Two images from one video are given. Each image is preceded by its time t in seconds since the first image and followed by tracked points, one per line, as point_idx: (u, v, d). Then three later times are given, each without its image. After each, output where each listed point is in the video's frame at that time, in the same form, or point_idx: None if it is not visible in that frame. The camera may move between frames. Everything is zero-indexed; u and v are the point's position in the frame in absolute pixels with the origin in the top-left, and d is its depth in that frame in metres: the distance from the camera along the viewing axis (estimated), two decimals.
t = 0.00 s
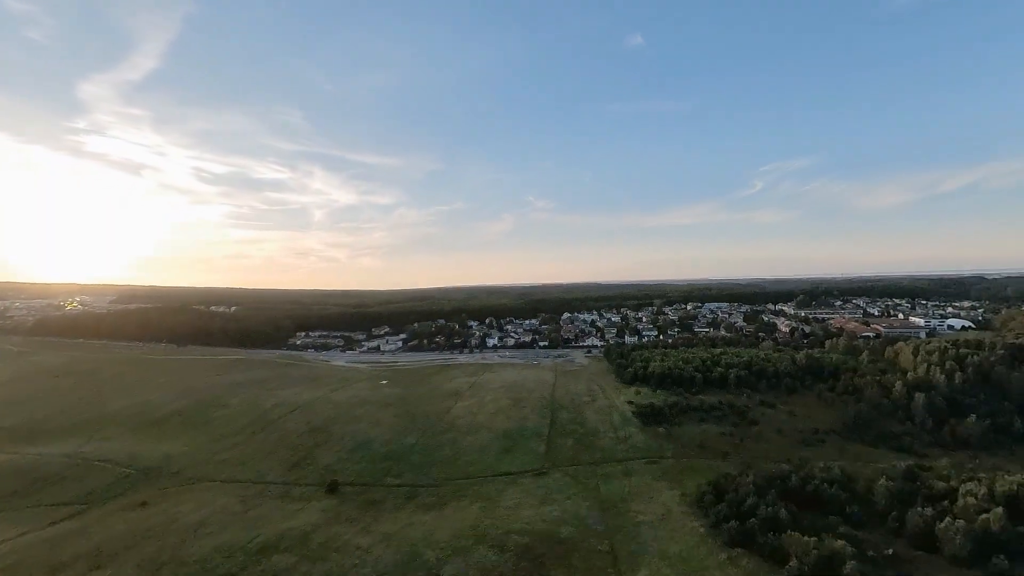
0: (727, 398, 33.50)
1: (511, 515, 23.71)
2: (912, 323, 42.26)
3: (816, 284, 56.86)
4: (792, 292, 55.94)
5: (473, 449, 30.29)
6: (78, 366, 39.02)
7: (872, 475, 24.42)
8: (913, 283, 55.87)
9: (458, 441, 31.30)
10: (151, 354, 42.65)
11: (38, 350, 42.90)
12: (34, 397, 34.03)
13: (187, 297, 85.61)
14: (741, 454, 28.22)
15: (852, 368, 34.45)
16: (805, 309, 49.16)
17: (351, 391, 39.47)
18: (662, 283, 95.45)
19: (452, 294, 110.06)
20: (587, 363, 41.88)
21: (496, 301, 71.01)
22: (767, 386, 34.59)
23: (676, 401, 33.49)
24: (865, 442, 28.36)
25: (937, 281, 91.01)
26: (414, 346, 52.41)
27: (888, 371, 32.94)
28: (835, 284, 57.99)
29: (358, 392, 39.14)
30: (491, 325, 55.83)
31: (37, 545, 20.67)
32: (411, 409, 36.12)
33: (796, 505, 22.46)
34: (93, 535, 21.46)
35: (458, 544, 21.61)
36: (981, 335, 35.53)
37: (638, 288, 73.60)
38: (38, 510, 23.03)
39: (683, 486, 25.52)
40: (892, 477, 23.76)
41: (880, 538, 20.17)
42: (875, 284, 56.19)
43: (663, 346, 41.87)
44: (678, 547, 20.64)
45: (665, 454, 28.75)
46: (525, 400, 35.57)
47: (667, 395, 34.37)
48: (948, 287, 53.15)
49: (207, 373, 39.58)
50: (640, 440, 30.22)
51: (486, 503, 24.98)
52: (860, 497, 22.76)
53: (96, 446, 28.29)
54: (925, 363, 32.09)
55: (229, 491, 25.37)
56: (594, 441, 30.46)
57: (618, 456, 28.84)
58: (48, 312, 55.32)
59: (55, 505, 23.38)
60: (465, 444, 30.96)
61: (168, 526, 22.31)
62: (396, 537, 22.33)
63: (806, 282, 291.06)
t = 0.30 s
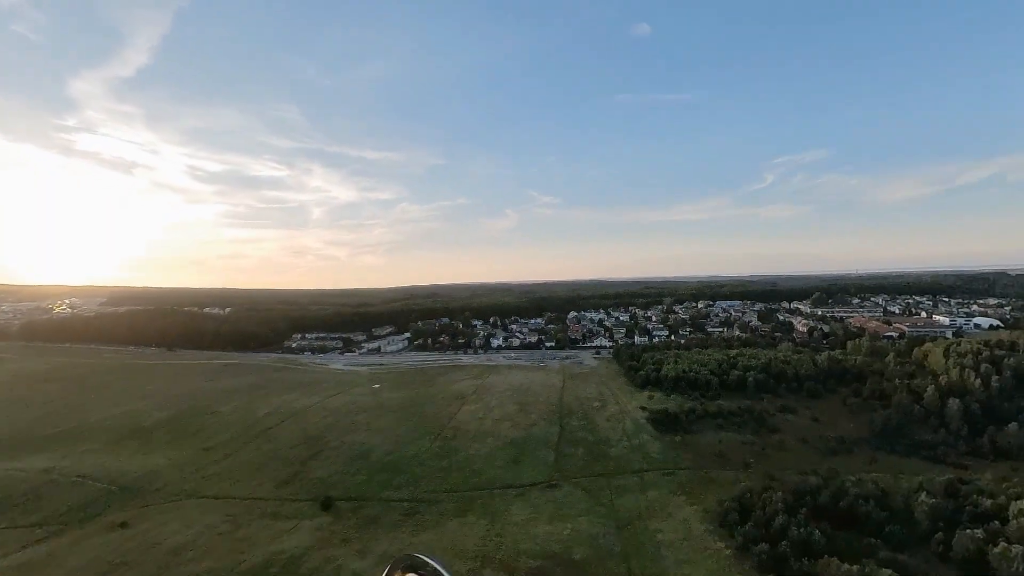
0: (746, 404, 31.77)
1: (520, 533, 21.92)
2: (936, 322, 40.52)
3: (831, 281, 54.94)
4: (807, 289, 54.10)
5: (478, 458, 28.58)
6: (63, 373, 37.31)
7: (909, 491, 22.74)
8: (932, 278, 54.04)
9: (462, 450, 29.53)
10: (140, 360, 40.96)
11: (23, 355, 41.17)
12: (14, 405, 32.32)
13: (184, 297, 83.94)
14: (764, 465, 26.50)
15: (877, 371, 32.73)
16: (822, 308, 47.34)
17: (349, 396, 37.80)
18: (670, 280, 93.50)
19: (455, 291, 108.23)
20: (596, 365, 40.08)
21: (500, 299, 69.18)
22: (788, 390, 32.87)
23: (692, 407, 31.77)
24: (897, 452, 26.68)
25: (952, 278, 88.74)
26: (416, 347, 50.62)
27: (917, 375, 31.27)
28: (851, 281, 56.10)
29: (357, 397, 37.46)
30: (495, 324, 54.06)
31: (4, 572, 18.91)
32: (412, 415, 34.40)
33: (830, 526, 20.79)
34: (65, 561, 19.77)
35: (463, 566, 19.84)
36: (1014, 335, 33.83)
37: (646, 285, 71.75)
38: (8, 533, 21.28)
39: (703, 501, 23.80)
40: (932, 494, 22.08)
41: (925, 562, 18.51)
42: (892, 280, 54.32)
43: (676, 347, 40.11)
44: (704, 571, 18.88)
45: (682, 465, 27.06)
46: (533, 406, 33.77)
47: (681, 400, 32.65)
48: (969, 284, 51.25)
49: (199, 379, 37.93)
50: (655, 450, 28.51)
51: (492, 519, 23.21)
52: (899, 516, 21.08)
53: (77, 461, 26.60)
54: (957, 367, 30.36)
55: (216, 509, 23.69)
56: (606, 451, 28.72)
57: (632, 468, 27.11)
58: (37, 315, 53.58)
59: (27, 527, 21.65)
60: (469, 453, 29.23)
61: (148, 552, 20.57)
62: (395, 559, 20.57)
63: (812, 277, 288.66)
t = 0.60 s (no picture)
0: (760, 412, 30.40)
1: (527, 556, 20.43)
2: (952, 326, 39.28)
3: (839, 280, 53.56)
4: (814, 289, 52.79)
5: (481, 468, 27.02)
6: (43, 368, 35.51)
7: (941, 510, 21.43)
8: (941, 280, 52.83)
9: (463, 458, 28.00)
10: (126, 355, 39.23)
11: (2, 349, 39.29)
12: None
13: (175, 290, 81.96)
14: (783, 480, 25.15)
15: (896, 377, 31.43)
16: (832, 310, 45.97)
17: (344, 395, 36.20)
18: (671, 280, 92.07)
19: (451, 288, 106.52)
20: (601, 368, 38.63)
21: (499, 297, 67.60)
22: (803, 398, 31.53)
23: (704, 414, 30.37)
24: (923, 465, 25.38)
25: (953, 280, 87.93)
26: (413, 346, 49.04)
27: (939, 383, 29.99)
28: (859, 281, 54.77)
29: (353, 397, 35.84)
30: (495, 323, 52.49)
31: None
32: (411, 415, 32.79)
33: (861, 550, 19.46)
34: (36, 574, 18.12)
35: None
36: None
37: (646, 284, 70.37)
38: None
39: (722, 518, 22.40)
40: (967, 513, 20.78)
41: None
42: (901, 281, 53.10)
43: (684, 349, 38.70)
44: None
45: (696, 479, 25.64)
46: (537, 411, 32.28)
47: (693, 407, 31.22)
48: (981, 286, 49.97)
49: (186, 376, 36.24)
50: (667, 462, 27.08)
51: (498, 537, 21.69)
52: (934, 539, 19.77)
53: (54, 464, 24.90)
54: (982, 376, 29.02)
55: (202, 518, 22.07)
56: (615, 462, 27.25)
57: (643, 481, 25.69)
58: (19, 306, 51.58)
59: None
60: (471, 461, 27.68)
61: (129, 564, 18.93)
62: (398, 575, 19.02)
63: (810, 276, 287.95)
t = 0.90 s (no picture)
0: (778, 418, 28.85)
1: None
2: (972, 325, 37.76)
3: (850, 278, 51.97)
4: (823, 288, 51.20)
5: (482, 479, 25.39)
6: (21, 371, 33.69)
7: (981, 528, 19.91)
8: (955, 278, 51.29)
9: (465, 468, 26.31)
10: (110, 356, 37.50)
11: None
12: None
13: (164, 288, 79.96)
14: (806, 493, 23.59)
15: (920, 381, 29.92)
16: (844, 309, 44.39)
17: (339, 397, 34.51)
18: (674, 278, 90.28)
19: (451, 286, 104.80)
20: (608, 371, 36.99)
21: (499, 296, 65.88)
22: (822, 403, 30.00)
23: (718, 421, 28.80)
24: (954, 476, 23.88)
25: (960, 278, 86.53)
26: (410, 346, 47.32)
27: (966, 388, 28.49)
28: (870, 279, 53.18)
29: (347, 399, 34.08)
30: (496, 323, 50.81)
31: None
32: (408, 421, 31.12)
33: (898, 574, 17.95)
34: None
35: None
36: None
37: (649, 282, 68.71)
38: None
39: (745, 537, 20.80)
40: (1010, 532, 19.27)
41: None
42: (913, 279, 51.55)
43: (694, 351, 37.11)
44: None
45: (713, 491, 24.12)
46: (543, 417, 30.61)
47: (706, 413, 29.67)
48: (997, 283, 48.40)
49: (173, 379, 34.54)
50: (681, 472, 25.55)
51: (504, 558, 20.00)
52: (977, 561, 18.26)
53: (25, 476, 23.12)
54: (1013, 380, 27.53)
55: (184, 532, 20.30)
56: (625, 474, 25.61)
57: (657, 494, 24.09)
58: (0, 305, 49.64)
59: None
60: (473, 472, 26.00)
61: None
62: None
63: (808, 273, 286.79)
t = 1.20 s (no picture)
0: (797, 426, 27.30)
1: None
2: (993, 326, 36.25)
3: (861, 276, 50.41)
4: (833, 287, 49.66)
5: (485, 494, 23.70)
6: None
7: None
8: (968, 276, 49.76)
9: (466, 481, 24.63)
10: (91, 363, 35.72)
11: None
12: None
13: (155, 291, 78.14)
14: (833, 509, 22.02)
15: (945, 386, 28.41)
16: (857, 309, 42.84)
17: (332, 405, 32.79)
18: (675, 278, 88.70)
19: (448, 286, 102.94)
20: (614, 375, 35.37)
21: (498, 296, 64.14)
22: (842, 409, 28.47)
23: (735, 429, 27.23)
24: (991, 489, 22.34)
25: (963, 277, 85.32)
26: (407, 349, 45.65)
27: (997, 394, 26.98)
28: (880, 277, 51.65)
29: (340, 408, 32.37)
30: (495, 325, 49.11)
31: None
32: (405, 429, 29.42)
33: None
34: None
35: None
36: None
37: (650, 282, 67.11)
38: None
39: (771, 558, 19.18)
40: None
41: None
42: (925, 278, 50.02)
43: (704, 353, 35.53)
44: None
45: (733, 506, 22.52)
46: (548, 425, 28.96)
47: (721, 421, 28.07)
48: (1013, 282, 46.90)
49: (157, 387, 32.77)
50: (698, 486, 23.93)
51: None
52: None
53: None
54: None
55: (161, 559, 18.60)
56: (639, 488, 23.96)
57: (672, 511, 22.46)
58: None
59: None
60: (475, 486, 24.32)
61: None
62: None
63: (806, 271, 285.62)
